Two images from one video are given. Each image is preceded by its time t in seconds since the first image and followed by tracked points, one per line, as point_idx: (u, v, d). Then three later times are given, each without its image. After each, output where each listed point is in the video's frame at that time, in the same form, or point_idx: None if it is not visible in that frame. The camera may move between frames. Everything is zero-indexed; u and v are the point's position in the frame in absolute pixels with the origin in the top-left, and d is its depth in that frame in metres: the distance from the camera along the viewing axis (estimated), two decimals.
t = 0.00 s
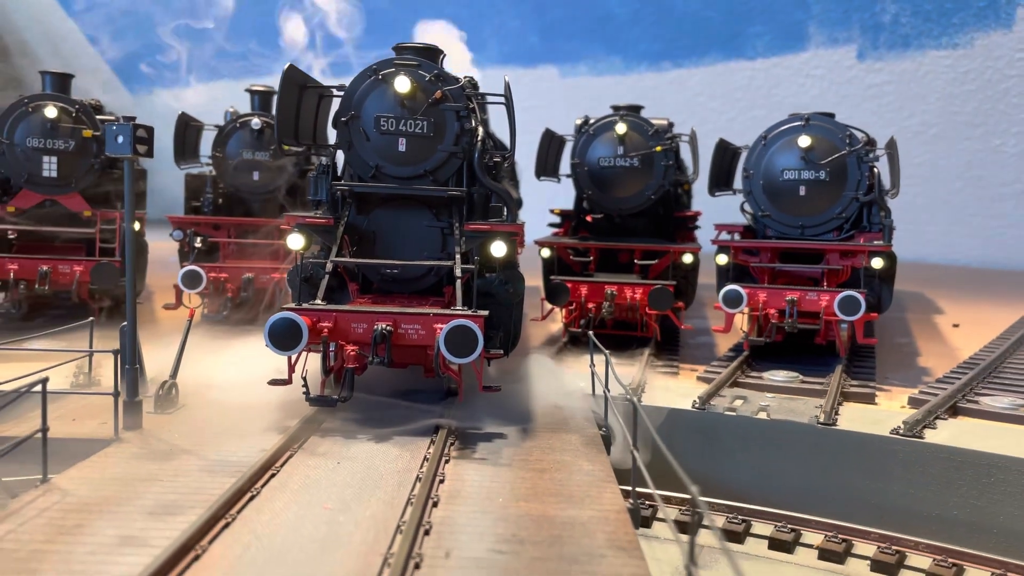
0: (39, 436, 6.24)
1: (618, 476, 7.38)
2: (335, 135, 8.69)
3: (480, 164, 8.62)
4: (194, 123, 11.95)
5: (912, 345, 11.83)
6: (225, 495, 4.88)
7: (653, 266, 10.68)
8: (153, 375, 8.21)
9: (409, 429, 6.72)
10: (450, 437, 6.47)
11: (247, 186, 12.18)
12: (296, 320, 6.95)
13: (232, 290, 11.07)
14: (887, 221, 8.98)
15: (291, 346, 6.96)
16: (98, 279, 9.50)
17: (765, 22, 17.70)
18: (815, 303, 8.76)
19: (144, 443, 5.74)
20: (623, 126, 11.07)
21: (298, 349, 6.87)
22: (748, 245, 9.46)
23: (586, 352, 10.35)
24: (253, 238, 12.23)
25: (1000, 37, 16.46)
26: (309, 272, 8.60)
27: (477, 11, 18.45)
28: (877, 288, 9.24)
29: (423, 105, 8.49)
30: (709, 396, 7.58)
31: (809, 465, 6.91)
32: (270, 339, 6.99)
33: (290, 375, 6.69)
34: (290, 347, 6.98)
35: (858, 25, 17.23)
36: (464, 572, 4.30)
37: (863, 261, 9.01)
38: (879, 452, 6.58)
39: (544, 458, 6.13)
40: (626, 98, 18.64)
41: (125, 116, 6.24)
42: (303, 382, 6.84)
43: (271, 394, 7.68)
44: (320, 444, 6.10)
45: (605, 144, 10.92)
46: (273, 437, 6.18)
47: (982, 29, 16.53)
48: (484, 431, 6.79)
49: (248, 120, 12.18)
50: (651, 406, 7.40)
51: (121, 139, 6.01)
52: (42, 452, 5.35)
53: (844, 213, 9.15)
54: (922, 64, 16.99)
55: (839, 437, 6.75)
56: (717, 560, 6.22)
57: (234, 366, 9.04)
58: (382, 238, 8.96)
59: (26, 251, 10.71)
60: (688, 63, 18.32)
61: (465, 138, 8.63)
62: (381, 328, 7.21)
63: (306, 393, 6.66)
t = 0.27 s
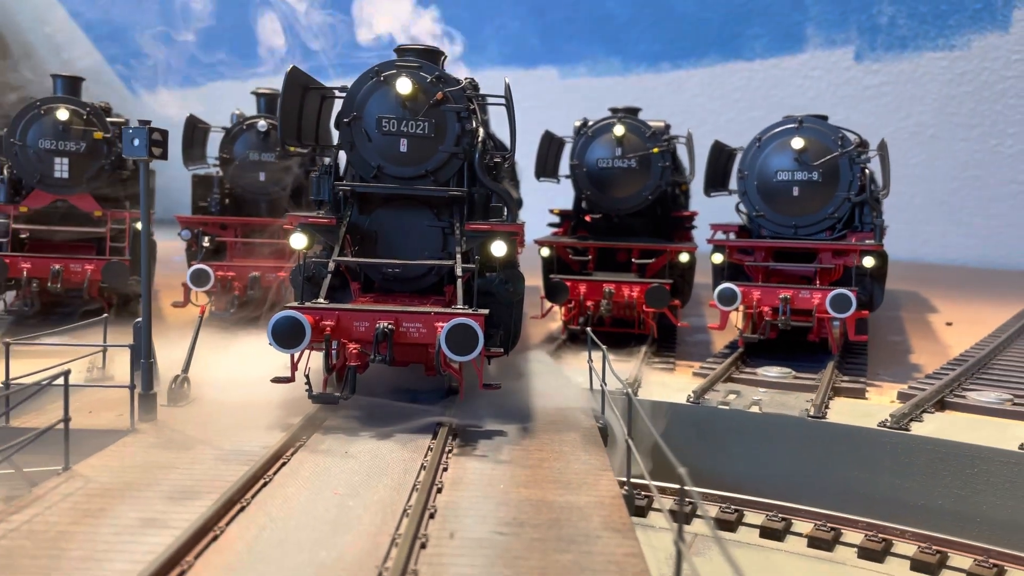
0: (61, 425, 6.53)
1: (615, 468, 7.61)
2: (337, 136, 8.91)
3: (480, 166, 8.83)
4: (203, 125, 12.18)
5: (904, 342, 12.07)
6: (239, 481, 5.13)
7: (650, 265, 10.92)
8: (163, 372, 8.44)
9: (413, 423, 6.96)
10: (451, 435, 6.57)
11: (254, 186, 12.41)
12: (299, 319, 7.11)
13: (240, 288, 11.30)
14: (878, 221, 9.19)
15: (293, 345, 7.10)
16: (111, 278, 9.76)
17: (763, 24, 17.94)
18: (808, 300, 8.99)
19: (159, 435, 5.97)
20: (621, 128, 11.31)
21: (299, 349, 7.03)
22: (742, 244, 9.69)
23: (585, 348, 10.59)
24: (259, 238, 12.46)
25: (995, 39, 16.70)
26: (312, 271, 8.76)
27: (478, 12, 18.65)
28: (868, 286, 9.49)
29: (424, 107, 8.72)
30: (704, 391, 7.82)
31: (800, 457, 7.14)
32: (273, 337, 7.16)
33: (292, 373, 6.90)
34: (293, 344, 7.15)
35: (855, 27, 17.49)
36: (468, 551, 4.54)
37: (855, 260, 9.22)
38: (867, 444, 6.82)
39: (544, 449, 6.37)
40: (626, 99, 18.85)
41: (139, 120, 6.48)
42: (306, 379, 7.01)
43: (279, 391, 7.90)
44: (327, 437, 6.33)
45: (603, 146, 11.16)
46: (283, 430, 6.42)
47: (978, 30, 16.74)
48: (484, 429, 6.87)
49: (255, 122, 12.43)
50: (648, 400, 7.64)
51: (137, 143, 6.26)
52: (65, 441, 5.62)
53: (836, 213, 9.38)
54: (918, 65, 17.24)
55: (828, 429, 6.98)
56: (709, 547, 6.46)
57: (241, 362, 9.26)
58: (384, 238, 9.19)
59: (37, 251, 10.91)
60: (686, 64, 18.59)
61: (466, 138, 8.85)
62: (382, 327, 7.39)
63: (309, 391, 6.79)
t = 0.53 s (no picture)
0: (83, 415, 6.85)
1: (612, 458, 7.89)
2: (339, 137, 9.11)
3: (481, 166, 9.05)
4: (210, 127, 12.44)
5: (897, 339, 12.33)
6: (253, 467, 5.40)
7: (647, 263, 11.18)
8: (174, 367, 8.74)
9: (417, 416, 7.24)
10: (452, 429, 6.76)
11: (260, 186, 12.68)
12: (302, 317, 7.26)
13: (247, 286, 11.58)
14: (869, 221, 9.44)
15: (298, 342, 7.27)
16: (123, 275, 10.06)
17: (761, 25, 18.19)
18: (800, 298, 9.25)
19: (175, 426, 6.25)
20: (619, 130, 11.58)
21: (303, 346, 7.21)
22: (737, 243, 9.93)
23: (583, 344, 10.87)
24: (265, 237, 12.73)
25: (991, 40, 16.94)
26: (315, 270, 8.92)
27: (478, 14, 18.93)
28: (859, 284, 9.75)
29: (426, 108, 8.93)
30: (698, 384, 8.09)
31: (790, 447, 7.40)
32: (277, 334, 7.32)
33: (297, 369, 7.14)
34: (297, 341, 7.32)
35: (852, 28, 17.73)
36: (471, 530, 4.81)
37: (846, 258, 9.48)
38: (854, 435, 7.07)
39: (544, 440, 6.64)
40: (626, 99, 19.11)
41: (154, 123, 6.73)
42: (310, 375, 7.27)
43: (287, 386, 8.20)
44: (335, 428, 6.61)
45: (602, 147, 11.42)
46: (293, 422, 6.70)
47: (974, 31, 17.00)
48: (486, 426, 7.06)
49: (261, 124, 12.67)
50: (643, 393, 7.90)
51: (154, 145, 6.51)
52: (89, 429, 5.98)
53: (828, 213, 9.64)
54: (915, 66, 17.47)
55: (817, 421, 7.25)
56: (702, 533, 6.73)
57: (249, 357, 9.56)
58: (386, 237, 9.44)
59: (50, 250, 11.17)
60: (686, 64, 18.80)
61: (467, 139, 9.06)
62: (385, 324, 7.56)
63: (313, 387, 7.07)
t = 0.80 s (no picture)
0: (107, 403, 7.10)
1: (608, 449, 8.18)
2: (342, 137, 9.22)
3: (482, 167, 9.21)
4: (217, 129, 12.70)
5: (890, 336, 12.58)
6: (267, 453, 5.67)
7: (643, 262, 11.48)
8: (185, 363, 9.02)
9: (422, 408, 7.51)
10: (454, 426, 6.86)
11: (266, 187, 12.96)
12: (306, 315, 7.37)
13: (255, 284, 11.86)
14: (859, 220, 9.73)
15: (302, 340, 7.46)
16: (134, 273, 10.39)
17: (759, 26, 18.46)
18: (792, 295, 9.54)
19: (190, 417, 6.52)
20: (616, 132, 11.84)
21: (308, 342, 7.36)
22: (731, 242, 10.22)
23: (582, 340, 11.15)
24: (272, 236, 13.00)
25: (987, 41, 17.02)
26: (318, 268, 9.13)
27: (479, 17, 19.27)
28: (850, 281, 10.03)
29: (427, 109, 9.05)
30: (691, 377, 8.37)
31: (780, 438, 7.68)
32: (282, 331, 7.48)
33: (302, 366, 7.32)
34: (301, 339, 7.49)
35: (849, 29, 17.99)
36: (474, 508, 5.07)
37: (837, 256, 9.76)
38: (841, 426, 7.35)
39: (544, 430, 6.92)
40: (625, 99, 19.38)
41: (169, 127, 7.01)
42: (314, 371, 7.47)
43: (295, 380, 8.48)
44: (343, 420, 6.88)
45: (599, 148, 11.69)
46: (302, 414, 6.97)
47: (969, 32, 17.07)
48: (487, 421, 7.18)
49: (268, 127, 12.95)
50: (639, 387, 8.17)
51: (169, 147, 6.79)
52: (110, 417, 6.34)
53: (819, 212, 9.91)
54: (911, 67, 17.69)
55: (806, 413, 7.52)
56: (695, 520, 6.98)
57: (257, 353, 9.85)
58: (389, 235, 9.61)
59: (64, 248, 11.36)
60: (684, 65, 19.08)
61: (468, 140, 9.22)
62: (387, 322, 7.73)
63: (317, 384, 7.28)
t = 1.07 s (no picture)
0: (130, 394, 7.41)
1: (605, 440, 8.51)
2: (346, 139, 9.38)
3: (483, 168, 9.37)
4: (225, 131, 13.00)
5: (880, 333, 12.88)
6: (282, 439, 5.98)
7: (640, 260, 11.78)
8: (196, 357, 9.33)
9: (426, 401, 7.81)
10: (456, 420, 7.00)
11: (273, 187, 13.29)
12: (311, 313, 7.50)
13: (263, 281, 12.22)
14: (847, 220, 10.04)
15: (307, 335, 7.59)
16: (145, 271, 10.71)
17: (756, 28, 18.76)
18: (783, 292, 9.85)
19: (206, 409, 6.82)
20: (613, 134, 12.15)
21: (313, 339, 7.50)
22: (725, 241, 10.55)
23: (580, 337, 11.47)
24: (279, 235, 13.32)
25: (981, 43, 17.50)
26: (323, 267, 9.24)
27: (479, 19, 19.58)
28: (840, 278, 10.34)
29: (429, 111, 9.22)
30: (685, 371, 8.69)
31: (769, 429, 7.99)
32: (288, 328, 7.63)
33: (306, 362, 7.43)
34: (305, 335, 7.61)
35: (845, 31, 18.31)
36: (478, 490, 5.37)
37: (827, 255, 10.07)
38: (827, 417, 7.67)
39: (544, 420, 7.22)
40: (624, 100, 19.69)
41: (185, 131, 7.34)
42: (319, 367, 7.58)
43: (303, 374, 8.78)
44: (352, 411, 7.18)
45: (597, 150, 11.99)
46: (313, 406, 7.27)
47: (964, 34, 17.53)
48: (488, 416, 7.34)
49: (275, 129, 13.30)
50: (634, 380, 8.49)
51: (185, 150, 7.11)
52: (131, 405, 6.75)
53: (810, 212, 10.22)
54: (907, 69, 18.02)
55: (794, 405, 7.84)
56: (688, 508, 7.27)
57: (265, 347, 10.17)
58: (391, 234, 9.79)
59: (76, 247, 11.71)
60: (683, 67, 19.36)
61: (468, 141, 9.39)
62: (391, 319, 7.83)
63: (322, 379, 7.37)
